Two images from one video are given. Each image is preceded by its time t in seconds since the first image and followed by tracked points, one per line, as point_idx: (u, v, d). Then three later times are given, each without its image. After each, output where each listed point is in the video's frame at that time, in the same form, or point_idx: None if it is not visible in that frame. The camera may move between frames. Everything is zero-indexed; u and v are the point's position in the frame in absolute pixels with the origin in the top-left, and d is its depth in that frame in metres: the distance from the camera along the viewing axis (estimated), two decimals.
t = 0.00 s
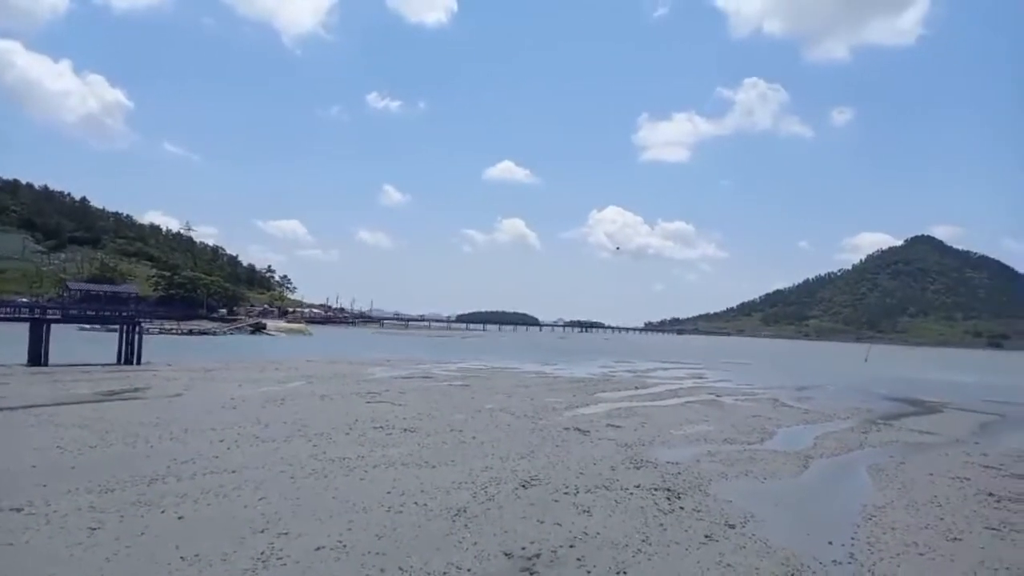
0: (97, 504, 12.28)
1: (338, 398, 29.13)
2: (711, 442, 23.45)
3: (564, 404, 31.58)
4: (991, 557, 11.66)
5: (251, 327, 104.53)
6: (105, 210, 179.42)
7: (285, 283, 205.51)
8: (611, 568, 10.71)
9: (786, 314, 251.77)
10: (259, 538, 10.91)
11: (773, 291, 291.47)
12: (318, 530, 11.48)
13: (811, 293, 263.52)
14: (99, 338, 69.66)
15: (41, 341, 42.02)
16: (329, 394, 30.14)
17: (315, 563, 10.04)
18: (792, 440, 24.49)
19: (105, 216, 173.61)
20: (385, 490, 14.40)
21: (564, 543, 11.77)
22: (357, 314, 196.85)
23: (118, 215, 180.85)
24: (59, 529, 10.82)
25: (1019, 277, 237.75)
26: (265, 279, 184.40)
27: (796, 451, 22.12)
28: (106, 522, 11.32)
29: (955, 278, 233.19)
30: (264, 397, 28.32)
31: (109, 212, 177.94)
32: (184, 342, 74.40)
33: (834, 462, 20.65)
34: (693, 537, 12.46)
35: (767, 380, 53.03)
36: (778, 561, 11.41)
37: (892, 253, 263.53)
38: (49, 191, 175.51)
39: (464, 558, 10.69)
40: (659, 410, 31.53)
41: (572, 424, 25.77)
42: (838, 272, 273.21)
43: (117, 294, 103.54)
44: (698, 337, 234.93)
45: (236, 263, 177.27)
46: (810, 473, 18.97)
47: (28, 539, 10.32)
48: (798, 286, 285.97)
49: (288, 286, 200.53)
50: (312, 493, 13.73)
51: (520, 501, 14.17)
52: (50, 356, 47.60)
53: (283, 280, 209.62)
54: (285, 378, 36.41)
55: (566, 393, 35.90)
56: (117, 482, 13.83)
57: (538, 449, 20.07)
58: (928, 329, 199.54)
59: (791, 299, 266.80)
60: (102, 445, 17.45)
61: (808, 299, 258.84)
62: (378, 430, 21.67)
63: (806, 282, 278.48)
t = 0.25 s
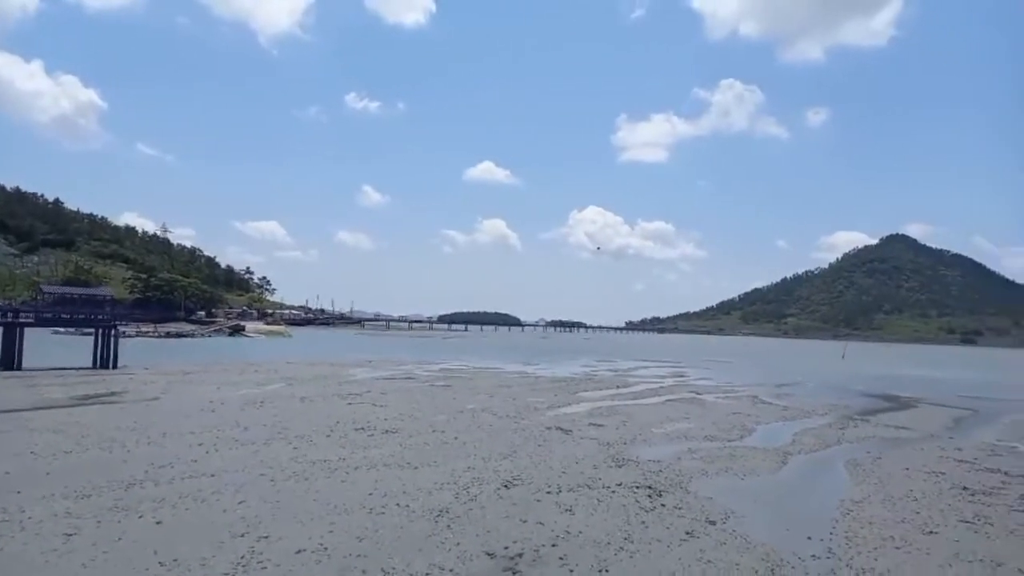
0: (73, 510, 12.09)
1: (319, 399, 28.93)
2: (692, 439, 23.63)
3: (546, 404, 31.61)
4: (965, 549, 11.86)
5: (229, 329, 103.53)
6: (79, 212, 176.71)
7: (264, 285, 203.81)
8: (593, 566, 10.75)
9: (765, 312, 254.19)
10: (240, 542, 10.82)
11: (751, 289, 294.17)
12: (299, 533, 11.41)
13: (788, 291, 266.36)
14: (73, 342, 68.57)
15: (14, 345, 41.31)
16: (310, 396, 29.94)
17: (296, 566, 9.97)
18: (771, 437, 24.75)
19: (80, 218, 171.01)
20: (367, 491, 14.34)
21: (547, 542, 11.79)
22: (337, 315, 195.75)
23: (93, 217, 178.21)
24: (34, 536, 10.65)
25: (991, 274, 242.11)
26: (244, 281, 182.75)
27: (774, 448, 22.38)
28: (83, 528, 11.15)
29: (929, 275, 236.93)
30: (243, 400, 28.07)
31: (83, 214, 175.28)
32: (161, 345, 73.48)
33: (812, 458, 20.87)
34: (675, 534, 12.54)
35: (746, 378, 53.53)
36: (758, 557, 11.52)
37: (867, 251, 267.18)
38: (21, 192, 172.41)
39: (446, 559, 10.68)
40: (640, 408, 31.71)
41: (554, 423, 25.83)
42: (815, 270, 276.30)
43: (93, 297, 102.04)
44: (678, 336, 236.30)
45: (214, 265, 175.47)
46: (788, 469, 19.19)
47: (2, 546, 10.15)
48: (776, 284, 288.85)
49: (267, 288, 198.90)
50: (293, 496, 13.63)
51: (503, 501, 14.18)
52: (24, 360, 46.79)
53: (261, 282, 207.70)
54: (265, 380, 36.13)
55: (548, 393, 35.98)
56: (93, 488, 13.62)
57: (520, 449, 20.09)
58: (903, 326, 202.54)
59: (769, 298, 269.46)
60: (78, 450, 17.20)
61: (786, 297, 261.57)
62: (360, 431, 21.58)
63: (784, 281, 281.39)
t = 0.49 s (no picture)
0: (47, 512, 11.92)
1: (299, 400, 28.73)
2: (672, 439, 23.79)
3: (527, 404, 31.65)
4: (938, 548, 12.04)
5: (208, 329, 102.49)
6: (54, 209, 174.01)
7: (243, 284, 202.03)
8: (573, 566, 10.78)
9: (744, 313, 256.33)
10: (217, 545, 10.72)
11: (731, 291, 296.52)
12: (278, 535, 11.33)
13: (768, 292, 268.83)
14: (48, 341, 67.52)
15: None
16: (290, 397, 29.74)
17: (275, 568, 9.90)
18: (749, 437, 24.98)
19: (55, 215, 168.42)
20: (347, 492, 14.27)
21: (527, 543, 11.80)
22: (318, 315, 194.53)
23: (68, 215, 175.59)
24: (6, 538, 10.48)
25: (965, 276, 246.08)
26: (223, 280, 180.98)
27: (753, 448, 22.59)
28: (57, 530, 10.99)
29: (905, 277, 240.33)
30: (222, 400, 27.81)
31: (59, 212, 172.62)
32: (138, 344, 72.56)
33: (790, 458, 21.08)
34: (654, 534, 12.61)
35: (726, 378, 53.97)
36: (736, 556, 11.62)
37: (845, 253, 270.37)
38: None
39: (426, 560, 10.66)
40: (621, 408, 31.86)
41: (535, 424, 25.88)
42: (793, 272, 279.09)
43: (68, 296, 100.55)
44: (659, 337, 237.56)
45: (192, 264, 173.66)
46: (767, 469, 19.37)
47: None
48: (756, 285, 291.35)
49: (246, 287, 197.20)
50: (272, 498, 13.53)
51: (483, 502, 14.17)
52: None
53: (241, 281, 205.78)
54: (245, 380, 35.82)
55: (529, 393, 36.02)
56: (67, 489, 13.43)
57: (501, 449, 20.09)
58: (880, 327, 205.22)
59: (748, 299, 271.82)
60: (52, 451, 16.95)
61: (765, 298, 264.05)
62: (340, 432, 21.47)
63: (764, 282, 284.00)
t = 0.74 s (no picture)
0: (5, 519, 11.61)
1: (268, 403, 28.40)
2: (642, 439, 23.98)
3: (499, 405, 31.67)
4: (900, 543, 12.30)
5: (175, 330, 100.72)
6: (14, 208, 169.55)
7: (211, 286, 199.04)
8: (544, 567, 10.82)
9: (714, 314, 259.24)
10: (182, 551, 10.54)
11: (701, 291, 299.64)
12: (245, 540, 11.19)
13: (737, 293, 272.29)
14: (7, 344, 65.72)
15: None
16: (258, 400, 29.37)
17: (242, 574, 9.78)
18: (718, 436, 25.27)
19: (15, 214, 164.15)
20: (317, 496, 14.13)
21: (498, 544, 11.81)
22: (287, 316, 192.31)
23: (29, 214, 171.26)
24: None
25: (926, 278, 251.86)
26: (190, 281, 178.03)
27: (722, 447, 22.87)
28: (15, 538, 10.70)
29: (869, 278, 245.19)
30: (189, 403, 27.38)
31: (19, 211, 168.25)
32: (102, 347, 71.03)
33: (758, 457, 21.38)
34: (624, 533, 12.70)
35: (696, 378, 54.51)
36: (705, 554, 11.74)
37: (811, 254, 274.94)
38: None
39: (397, 563, 10.62)
40: (592, 409, 32.02)
41: (507, 424, 25.90)
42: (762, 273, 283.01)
43: (29, 297, 98.06)
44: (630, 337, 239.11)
45: (158, 264, 170.58)
46: (735, 467, 19.61)
47: None
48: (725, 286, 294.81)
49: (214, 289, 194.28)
50: (239, 502, 13.34)
51: (455, 503, 14.14)
52: None
53: (208, 282, 202.66)
54: (212, 383, 35.24)
55: (501, 394, 36.02)
56: (27, 495, 13.10)
57: (473, 450, 20.08)
58: (845, 327, 209.00)
59: (718, 299, 275.03)
60: (11, 457, 16.51)
61: (734, 299, 267.35)
62: (310, 434, 21.28)
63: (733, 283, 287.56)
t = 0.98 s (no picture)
0: None
1: (247, 402, 28.17)
2: (623, 435, 24.12)
3: (481, 403, 31.67)
4: (877, 536, 12.47)
5: (151, 330, 99.45)
6: None
7: (188, 285, 196.72)
8: (526, 563, 10.84)
9: (694, 310, 260.98)
10: (161, 552, 10.43)
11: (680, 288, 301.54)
12: (224, 540, 11.09)
13: (716, 290, 274.37)
14: None
15: None
16: (238, 399, 29.12)
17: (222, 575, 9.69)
18: (698, 431, 25.48)
19: None
20: (297, 495, 14.04)
21: (481, 541, 11.81)
22: (267, 315, 190.67)
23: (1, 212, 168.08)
24: None
25: (901, 274, 255.57)
26: (167, 280, 175.88)
27: (702, 442, 23.06)
28: None
29: (846, 275, 248.24)
30: (168, 404, 27.08)
31: None
32: (76, 347, 69.94)
33: (737, 452, 21.59)
34: (606, 529, 12.77)
35: (676, 374, 54.93)
36: (686, 549, 11.83)
37: (790, 251, 277.77)
38: None
39: (379, 562, 10.58)
40: (574, 406, 32.13)
41: (489, 422, 25.92)
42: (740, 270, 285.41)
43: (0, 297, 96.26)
44: (611, 334, 239.94)
45: (134, 263, 168.28)
46: (715, 463, 19.78)
47: None
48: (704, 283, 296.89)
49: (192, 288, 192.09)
50: (219, 502, 13.23)
51: (437, 501, 14.13)
52: None
53: (186, 281, 200.33)
54: (191, 383, 34.87)
55: (483, 392, 36.03)
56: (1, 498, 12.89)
57: (455, 448, 20.07)
58: (823, 323, 211.44)
59: (698, 296, 276.96)
60: None
61: (713, 296, 269.44)
62: (291, 434, 21.15)
63: (712, 280, 289.64)
